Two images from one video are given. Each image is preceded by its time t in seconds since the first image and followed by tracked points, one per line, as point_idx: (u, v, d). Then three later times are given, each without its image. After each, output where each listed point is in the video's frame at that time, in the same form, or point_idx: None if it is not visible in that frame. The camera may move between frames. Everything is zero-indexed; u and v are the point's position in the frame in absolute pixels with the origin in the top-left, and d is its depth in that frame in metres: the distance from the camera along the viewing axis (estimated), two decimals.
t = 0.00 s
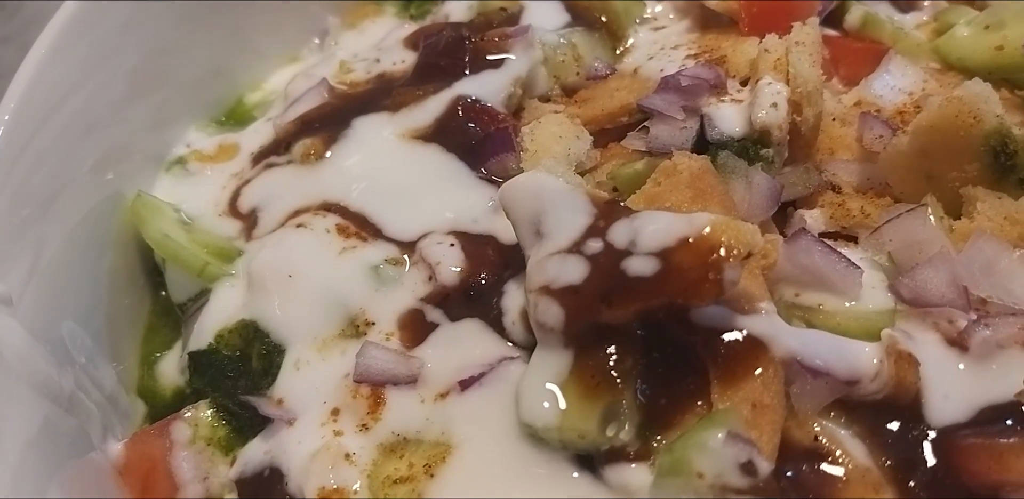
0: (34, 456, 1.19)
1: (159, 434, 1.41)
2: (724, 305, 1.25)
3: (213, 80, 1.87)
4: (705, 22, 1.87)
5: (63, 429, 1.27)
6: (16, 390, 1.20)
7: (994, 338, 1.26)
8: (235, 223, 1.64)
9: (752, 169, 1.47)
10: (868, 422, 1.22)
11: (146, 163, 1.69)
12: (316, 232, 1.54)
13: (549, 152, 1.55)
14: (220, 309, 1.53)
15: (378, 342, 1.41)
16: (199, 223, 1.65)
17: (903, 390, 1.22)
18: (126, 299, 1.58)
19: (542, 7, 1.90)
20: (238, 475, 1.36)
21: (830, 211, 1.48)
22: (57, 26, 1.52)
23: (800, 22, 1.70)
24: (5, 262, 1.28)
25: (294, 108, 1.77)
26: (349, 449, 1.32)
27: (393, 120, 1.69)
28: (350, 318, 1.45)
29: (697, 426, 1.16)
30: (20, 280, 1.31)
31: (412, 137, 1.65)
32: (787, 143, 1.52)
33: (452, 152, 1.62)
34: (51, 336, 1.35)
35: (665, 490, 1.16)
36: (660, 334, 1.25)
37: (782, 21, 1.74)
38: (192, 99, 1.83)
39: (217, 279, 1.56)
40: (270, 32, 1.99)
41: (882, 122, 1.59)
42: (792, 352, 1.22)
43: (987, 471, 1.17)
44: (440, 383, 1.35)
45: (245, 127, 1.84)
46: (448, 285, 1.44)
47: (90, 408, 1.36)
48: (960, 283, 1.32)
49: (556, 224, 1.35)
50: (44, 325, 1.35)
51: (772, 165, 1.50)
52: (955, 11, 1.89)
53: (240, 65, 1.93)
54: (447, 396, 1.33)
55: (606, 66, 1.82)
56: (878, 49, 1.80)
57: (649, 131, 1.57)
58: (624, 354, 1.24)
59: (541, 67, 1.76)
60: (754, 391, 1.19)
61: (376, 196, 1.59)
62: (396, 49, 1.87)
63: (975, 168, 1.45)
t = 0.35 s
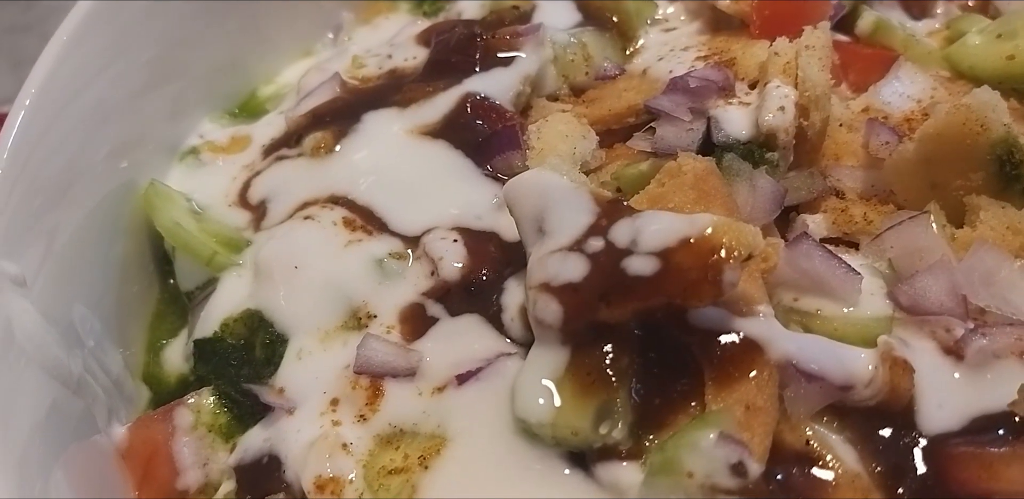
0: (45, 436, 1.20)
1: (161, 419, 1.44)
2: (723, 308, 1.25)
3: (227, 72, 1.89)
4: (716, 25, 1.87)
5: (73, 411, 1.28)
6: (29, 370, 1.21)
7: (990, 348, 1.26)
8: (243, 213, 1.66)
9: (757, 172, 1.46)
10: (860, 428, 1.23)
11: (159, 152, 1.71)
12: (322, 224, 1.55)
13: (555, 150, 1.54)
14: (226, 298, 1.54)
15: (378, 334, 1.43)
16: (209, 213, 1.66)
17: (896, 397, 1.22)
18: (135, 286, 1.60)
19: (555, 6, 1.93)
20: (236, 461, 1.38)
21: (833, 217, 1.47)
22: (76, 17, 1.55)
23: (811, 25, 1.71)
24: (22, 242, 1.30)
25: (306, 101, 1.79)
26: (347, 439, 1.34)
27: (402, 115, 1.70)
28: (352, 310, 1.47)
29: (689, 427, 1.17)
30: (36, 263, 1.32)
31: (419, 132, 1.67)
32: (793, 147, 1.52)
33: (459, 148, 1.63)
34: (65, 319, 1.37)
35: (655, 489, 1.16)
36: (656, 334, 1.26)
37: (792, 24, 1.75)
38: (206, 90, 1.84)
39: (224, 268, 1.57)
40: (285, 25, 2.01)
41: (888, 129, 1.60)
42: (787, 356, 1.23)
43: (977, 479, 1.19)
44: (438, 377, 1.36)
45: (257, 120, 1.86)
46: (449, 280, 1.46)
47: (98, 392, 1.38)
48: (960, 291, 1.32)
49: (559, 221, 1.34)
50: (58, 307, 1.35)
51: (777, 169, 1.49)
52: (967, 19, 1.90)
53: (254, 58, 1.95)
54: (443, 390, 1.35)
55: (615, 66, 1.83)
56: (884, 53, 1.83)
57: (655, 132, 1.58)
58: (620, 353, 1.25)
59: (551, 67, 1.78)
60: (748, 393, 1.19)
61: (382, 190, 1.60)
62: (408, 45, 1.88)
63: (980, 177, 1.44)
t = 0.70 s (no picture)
0: (46, 416, 1.24)
1: (162, 401, 1.47)
2: (714, 308, 1.26)
3: (242, 63, 1.92)
4: (728, 26, 1.87)
5: (74, 393, 1.32)
6: (31, 352, 1.24)
7: (982, 355, 1.26)
8: (251, 202, 1.68)
9: (757, 174, 1.47)
10: (848, 431, 1.24)
11: (172, 140, 1.74)
12: (327, 215, 1.58)
13: (558, 148, 1.56)
14: (232, 285, 1.58)
15: (377, 324, 1.45)
16: (217, 202, 1.69)
17: (884, 401, 1.23)
18: (144, 271, 1.63)
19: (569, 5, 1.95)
20: (235, 445, 1.41)
21: (833, 220, 1.48)
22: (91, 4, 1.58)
23: (820, 29, 1.70)
24: (30, 227, 1.33)
25: (317, 94, 1.81)
26: (342, 427, 1.36)
27: (411, 109, 1.73)
28: (353, 301, 1.49)
29: (674, 424, 1.18)
30: (44, 246, 1.36)
31: (428, 127, 1.69)
32: (796, 151, 1.53)
33: (465, 144, 1.66)
34: (71, 301, 1.40)
35: (640, 485, 1.18)
36: (648, 332, 1.27)
37: (802, 28, 1.75)
38: (221, 81, 1.88)
39: (230, 256, 1.61)
40: (302, 18, 2.03)
41: (894, 135, 1.58)
42: (777, 358, 1.24)
43: (961, 486, 1.17)
44: (434, 368, 1.38)
45: (269, 111, 1.89)
46: (449, 273, 1.48)
47: (101, 374, 1.41)
48: (954, 298, 1.32)
49: (557, 218, 1.37)
50: (64, 290, 1.39)
51: (779, 172, 1.50)
52: (983, 26, 1.88)
53: (270, 50, 1.98)
54: (438, 381, 1.37)
55: (626, 65, 1.84)
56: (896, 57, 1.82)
57: (660, 133, 1.59)
58: (611, 351, 1.27)
59: (561, 64, 1.79)
60: (736, 393, 1.20)
61: (388, 183, 1.62)
62: (420, 41, 1.91)
63: (981, 185, 1.44)
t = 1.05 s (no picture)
0: (47, 394, 1.27)
1: (163, 382, 1.50)
2: (704, 305, 1.27)
3: (256, 53, 1.95)
4: (737, 26, 1.88)
5: (75, 372, 1.35)
6: (35, 330, 1.28)
7: (971, 360, 1.26)
8: (258, 190, 1.71)
9: (756, 174, 1.48)
10: (836, 431, 1.24)
11: (183, 127, 1.77)
12: (330, 204, 1.60)
13: (559, 144, 1.58)
14: (236, 272, 1.60)
15: (377, 313, 1.48)
16: (225, 189, 1.72)
17: (870, 403, 1.23)
18: (152, 255, 1.66)
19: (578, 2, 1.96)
20: (234, 427, 1.45)
21: (832, 222, 1.48)
22: None
23: (826, 32, 1.71)
24: (38, 209, 1.37)
25: (327, 85, 1.84)
26: (337, 413, 1.38)
27: (418, 102, 1.74)
28: (353, 290, 1.52)
29: (659, 419, 1.19)
30: (52, 228, 1.40)
31: (434, 121, 1.71)
32: (796, 152, 1.55)
33: (470, 137, 1.67)
34: (77, 282, 1.44)
35: (626, 478, 1.19)
36: (639, 328, 1.29)
37: (808, 31, 1.75)
38: (234, 70, 1.91)
39: (235, 242, 1.63)
40: (317, 10, 2.06)
41: (895, 138, 1.57)
42: (765, 356, 1.25)
43: (945, 489, 1.17)
44: (429, 358, 1.41)
45: (281, 101, 1.91)
46: (449, 265, 1.50)
47: (102, 355, 1.45)
48: (947, 302, 1.32)
49: (553, 213, 1.38)
50: (70, 271, 1.43)
51: (778, 173, 1.52)
52: (995, 32, 1.87)
53: (284, 40, 2.01)
54: (434, 371, 1.39)
55: (634, 64, 1.85)
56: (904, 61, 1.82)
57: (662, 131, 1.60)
58: (602, 345, 1.28)
59: (570, 60, 1.81)
60: (723, 389, 1.21)
61: (392, 175, 1.64)
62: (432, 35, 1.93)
63: (980, 190, 1.44)
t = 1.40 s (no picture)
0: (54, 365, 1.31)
1: (167, 358, 1.54)
2: (693, 299, 1.29)
3: (273, 40, 1.98)
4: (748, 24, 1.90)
5: (82, 345, 1.39)
6: (45, 303, 1.32)
7: (959, 360, 1.27)
8: (269, 174, 1.75)
9: (755, 171, 1.50)
10: (820, 427, 1.25)
11: (198, 110, 1.81)
12: (335, 190, 1.63)
13: (561, 137, 1.59)
14: (242, 253, 1.64)
15: (376, 297, 1.50)
16: (236, 171, 1.75)
17: (854, 400, 1.24)
18: (163, 234, 1.70)
19: None
20: (234, 403, 1.48)
21: (829, 221, 1.49)
22: None
23: (833, 33, 1.72)
24: (51, 186, 1.41)
25: (340, 73, 1.87)
26: (332, 392, 1.41)
27: (427, 91, 1.77)
28: (355, 273, 1.55)
29: (644, 409, 1.21)
30: (65, 206, 1.44)
31: (441, 111, 1.73)
32: (796, 150, 1.56)
33: (476, 127, 1.70)
34: (88, 258, 1.47)
35: (608, 465, 1.21)
36: (629, 318, 1.31)
37: (816, 32, 1.76)
38: (251, 56, 1.94)
39: (244, 224, 1.67)
40: None
41: (896, 140, 1.58)
42: (751, 350, 1.26)
43: (923, 488, 1.17)
44: (424, 341, 1.43)
45: (295, 87, 1.94)
46: (448, 252, 1.52)
47: (110, 328, 1.48)
48: (938, 303, 1.33)
49: (549, 204, 1.40)
50: (82, 247, 1.47)
51: (778, 170, 1.53)
52: (1007, 37, 1.87)
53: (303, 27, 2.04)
54: (428, 355, 1.41)
55: (643, 59, 1.86)
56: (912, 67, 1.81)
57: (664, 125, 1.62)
58: (593, 333, 1.30)
59: (579, 55, 1.83)
60: (708, 381, 1.23)
61: (399, 163, 1.67)
62: (445, 26, 1.96)
63: (978, 193, 1.45)
